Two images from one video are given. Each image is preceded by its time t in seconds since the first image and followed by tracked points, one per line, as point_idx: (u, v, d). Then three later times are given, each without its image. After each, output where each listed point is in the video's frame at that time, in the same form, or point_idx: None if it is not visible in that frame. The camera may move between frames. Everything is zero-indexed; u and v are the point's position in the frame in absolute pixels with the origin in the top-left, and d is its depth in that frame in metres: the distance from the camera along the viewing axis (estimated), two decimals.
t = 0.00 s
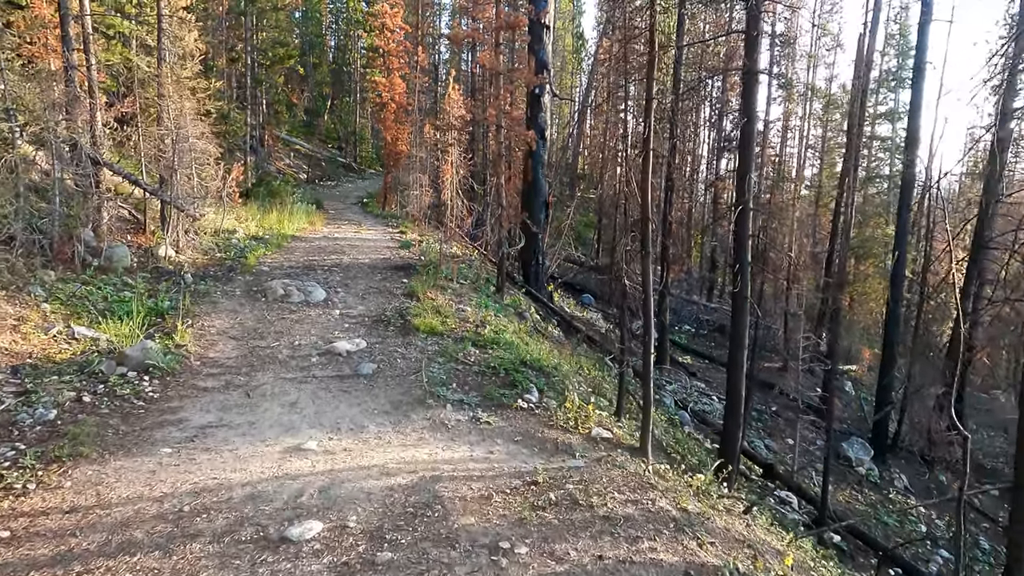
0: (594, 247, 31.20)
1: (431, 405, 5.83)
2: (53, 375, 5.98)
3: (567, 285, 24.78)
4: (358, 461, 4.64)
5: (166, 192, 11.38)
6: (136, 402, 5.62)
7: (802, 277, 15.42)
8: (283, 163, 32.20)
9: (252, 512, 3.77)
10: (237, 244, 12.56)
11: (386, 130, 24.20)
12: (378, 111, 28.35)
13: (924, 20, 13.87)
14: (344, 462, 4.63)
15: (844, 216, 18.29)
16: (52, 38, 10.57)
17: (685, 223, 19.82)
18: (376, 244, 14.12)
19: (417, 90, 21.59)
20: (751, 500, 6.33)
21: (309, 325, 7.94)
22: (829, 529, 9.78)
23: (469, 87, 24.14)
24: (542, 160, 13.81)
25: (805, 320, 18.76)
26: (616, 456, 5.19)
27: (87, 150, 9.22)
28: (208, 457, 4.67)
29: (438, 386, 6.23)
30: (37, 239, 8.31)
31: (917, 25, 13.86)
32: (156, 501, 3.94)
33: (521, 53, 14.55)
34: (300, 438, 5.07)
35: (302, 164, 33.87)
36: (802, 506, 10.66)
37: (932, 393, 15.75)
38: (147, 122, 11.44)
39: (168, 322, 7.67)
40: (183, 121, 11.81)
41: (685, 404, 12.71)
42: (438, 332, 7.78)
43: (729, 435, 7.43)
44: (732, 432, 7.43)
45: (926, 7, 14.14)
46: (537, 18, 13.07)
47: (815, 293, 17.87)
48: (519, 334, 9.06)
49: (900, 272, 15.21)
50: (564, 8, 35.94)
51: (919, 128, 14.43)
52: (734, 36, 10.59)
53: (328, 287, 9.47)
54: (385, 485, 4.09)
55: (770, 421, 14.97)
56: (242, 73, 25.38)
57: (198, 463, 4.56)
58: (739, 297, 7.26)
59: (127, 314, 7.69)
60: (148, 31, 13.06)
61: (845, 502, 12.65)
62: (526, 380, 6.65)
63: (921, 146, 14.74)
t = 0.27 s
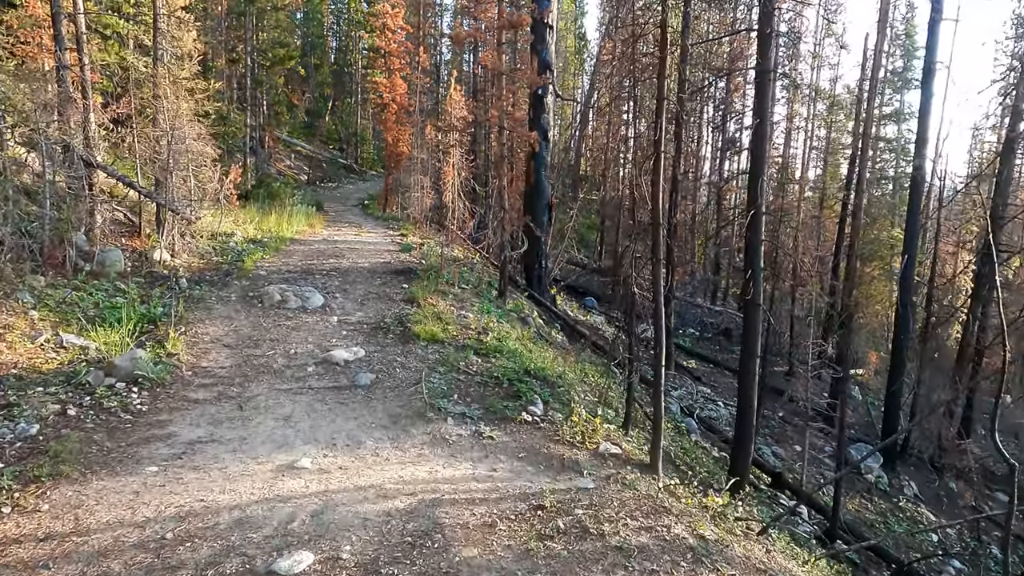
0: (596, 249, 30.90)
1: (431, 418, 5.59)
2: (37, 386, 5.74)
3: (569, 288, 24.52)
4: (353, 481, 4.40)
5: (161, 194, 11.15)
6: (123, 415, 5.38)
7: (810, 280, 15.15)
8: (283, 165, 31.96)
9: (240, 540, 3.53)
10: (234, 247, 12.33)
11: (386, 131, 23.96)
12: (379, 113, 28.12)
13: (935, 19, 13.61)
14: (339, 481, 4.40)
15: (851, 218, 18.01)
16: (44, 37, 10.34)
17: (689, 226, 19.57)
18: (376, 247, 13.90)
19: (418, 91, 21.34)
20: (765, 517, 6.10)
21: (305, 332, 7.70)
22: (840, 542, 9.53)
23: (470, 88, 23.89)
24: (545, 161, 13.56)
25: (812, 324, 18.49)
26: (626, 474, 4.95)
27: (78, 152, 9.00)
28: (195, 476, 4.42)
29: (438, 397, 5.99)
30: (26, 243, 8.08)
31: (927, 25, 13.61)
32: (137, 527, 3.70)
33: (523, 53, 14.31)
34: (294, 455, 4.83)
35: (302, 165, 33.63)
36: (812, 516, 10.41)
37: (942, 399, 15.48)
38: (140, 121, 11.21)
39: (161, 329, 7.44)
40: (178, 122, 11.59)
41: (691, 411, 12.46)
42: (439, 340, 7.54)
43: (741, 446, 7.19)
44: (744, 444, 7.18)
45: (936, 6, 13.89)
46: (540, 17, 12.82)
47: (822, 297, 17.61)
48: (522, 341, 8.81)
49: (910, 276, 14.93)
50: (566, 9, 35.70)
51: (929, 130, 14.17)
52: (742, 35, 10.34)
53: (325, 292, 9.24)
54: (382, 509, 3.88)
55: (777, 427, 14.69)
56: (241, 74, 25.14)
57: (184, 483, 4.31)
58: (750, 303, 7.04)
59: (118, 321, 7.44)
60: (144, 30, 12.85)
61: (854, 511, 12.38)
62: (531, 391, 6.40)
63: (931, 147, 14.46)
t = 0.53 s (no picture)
0: (601, 251, 30.58)
1: (436, 435, 5.32)
2: (24, 399, 5.49)
3: (574, 290, 24.24)
4: (354, 506, 4.15)
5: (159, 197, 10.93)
6: (113, 431, 5.13)
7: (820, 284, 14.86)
8: (286, 166, 31.73)
9: None
10: (235, 250, 12.09)
11: (389, 132, 23.70)
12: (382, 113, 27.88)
13: (950, 17, 13.31)
14: (339, 506, 4.13)
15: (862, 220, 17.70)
16: (39, 36, 10.11)
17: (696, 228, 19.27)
18: (379, 250, 13.64)
19: (422, 91, 21.07)
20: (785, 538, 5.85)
21: (306, 340, 7.43)
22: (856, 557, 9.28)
23: (474, 89, 23.62)
24: (551, 163, 13.29)
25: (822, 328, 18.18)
26: (642, 497, 4.70)
27: (73, 154, 8.76)
28: (186, 500, 4.17)
29: (443, 412, 5.72)
30: (19, 248, 7.85)
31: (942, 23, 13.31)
32: (121, 560, 3.45)
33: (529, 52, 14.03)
34: (291, 476, 4.57)
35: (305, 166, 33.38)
36: (827, 529, 10.14)
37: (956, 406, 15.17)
38: (138, 122, 10.97)
39: (156, 337, 7.18)
40: (177, 123, 11.36)
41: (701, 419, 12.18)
42: (444, 349, 7.27)
43: (758, 461, 6.92)
44: (761, 459, 6.91)
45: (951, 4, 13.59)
46: (546, 16, 12.55)
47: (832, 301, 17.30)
48: (529, 349, 8.55)
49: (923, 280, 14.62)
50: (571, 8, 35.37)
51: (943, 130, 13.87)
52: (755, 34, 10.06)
53: (327, 298, 8.98)
54: (384, 541, 3.64)
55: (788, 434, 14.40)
56: (243, 74, 24.92)
57: (174, 508, 4.06)
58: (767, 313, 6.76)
59: (112, 329, 7.20)
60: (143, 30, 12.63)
61: (868, 521, 12.09)
62: (540, 405, 6.14)
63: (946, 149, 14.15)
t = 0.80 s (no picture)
0: (606, 252, 30.31)
1: (440, 452, 5.07)
2: (11, 413, 5.27)
3: (579, 293, 23.98)
4: (353, 532, 3.92)
5: (156, 200, 10.72)
6: (102, 448, 4.91)
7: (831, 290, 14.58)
8: (288, 167, 31.55)
9: None
10: (235, 254, 11.88)
11: (392, 133, 23.47)
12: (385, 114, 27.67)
13: (964, 16, 13.03)
14: (337, 533, 3.90)
15: (873, 223, 17.42)
16: (34, 36, 9.89)
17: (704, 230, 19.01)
18: (381, 253, 13.42)
19: (425, 92, 20.86)
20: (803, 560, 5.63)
21: (306, 349, 7.20)
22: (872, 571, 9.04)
23: (478, 89, 23.39)
24: (556, 165, 13.04)
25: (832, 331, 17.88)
26: (657, 520, 4.50)
27: (68, 156, 8.55)
28: (176, 526, 3.94)
29: (447, 427, 5.47)
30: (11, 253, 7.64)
31: (956, 22, 13.02)
32: None
33: (534, 52, 13.78)
34: (287, 498, 4.33)
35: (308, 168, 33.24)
36: (841, 541, 9.90)
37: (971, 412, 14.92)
38: (136, 124, 10.76)
39: (151, 346, 6.96)
40: (175, 124, 11.13)
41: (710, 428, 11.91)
42: (448, 358, 7.02)
43: (773, 476, 6.67)
44: (777, 474, 6.67)
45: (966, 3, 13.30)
46: (551, 15, 12.30)
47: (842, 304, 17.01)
48: (535, 357, 8.31)
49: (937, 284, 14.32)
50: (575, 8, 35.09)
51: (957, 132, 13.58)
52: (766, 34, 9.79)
53: (328, 304, 8.75)
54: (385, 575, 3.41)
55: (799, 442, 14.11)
56: (245, 75, 24.72)
57: (163, 534, 3.84)
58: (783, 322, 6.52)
59: (105, 338, 6.97)
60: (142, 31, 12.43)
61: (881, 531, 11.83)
62: (549, 417, 5.90)
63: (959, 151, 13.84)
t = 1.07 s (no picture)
0: (611, 254, 30.03)
1: (443, 468, 4.81)
2: None
3: (584, 295, 23.70)
4: (351, 558, 3.67)
5: (154, 202, 10.50)
6: (88, 463, 4.66)
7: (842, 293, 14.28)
8: (291, 167, 31.36)
9: None
10: (234, 256, 11.66)
11: (396, 134, 23.26)
12: (389, 114, 27.46)
13: (980, 13, 12.73)
14: (333, 559, 3.64)
15: (884, 225, 17.12)
16: (29, 33, 9.67)
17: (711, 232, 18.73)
18: (384, 256, 13.18)
19: (429, 92, 20.63)
20: None
21: (304, 356, 6.95)
22: None
23: (483, 89, 23.16)
24: (562, 165, 12.79)
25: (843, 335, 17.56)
26: (674, 544, 4.24)
27: (62, 156, 8.32)
28: (163, 551, 3.70)
29: (450, 441, 5.21)
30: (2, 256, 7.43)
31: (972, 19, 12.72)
32: None
33: (540, 50, 13.53)
34: (281, 519, 4.08)
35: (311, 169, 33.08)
36: (856, 553, 9.60)
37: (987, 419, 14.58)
38: (133, 124, 10.53)
39: (144, 353, 6.72)
40: (173, 124, 10.92)
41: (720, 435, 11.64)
42: (452, 366, 6.77)
43: (791, 492, 6.39)
44: (794, 489, 6.39)
45: None
46: (558, 13, 12.05)
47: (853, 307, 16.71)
48: (541, 364, 8.05)
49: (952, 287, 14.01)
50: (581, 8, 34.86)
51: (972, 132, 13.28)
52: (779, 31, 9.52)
53: (329, 308, 8.51)
54: None
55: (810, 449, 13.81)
56: (247, 75, 24.56)
57: (148, 560, 3.59)
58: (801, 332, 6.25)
59: (97, 344, 6.73)
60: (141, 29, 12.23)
61: (896, 541, 11.54)
62: (557, 430, 5.63)
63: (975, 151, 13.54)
